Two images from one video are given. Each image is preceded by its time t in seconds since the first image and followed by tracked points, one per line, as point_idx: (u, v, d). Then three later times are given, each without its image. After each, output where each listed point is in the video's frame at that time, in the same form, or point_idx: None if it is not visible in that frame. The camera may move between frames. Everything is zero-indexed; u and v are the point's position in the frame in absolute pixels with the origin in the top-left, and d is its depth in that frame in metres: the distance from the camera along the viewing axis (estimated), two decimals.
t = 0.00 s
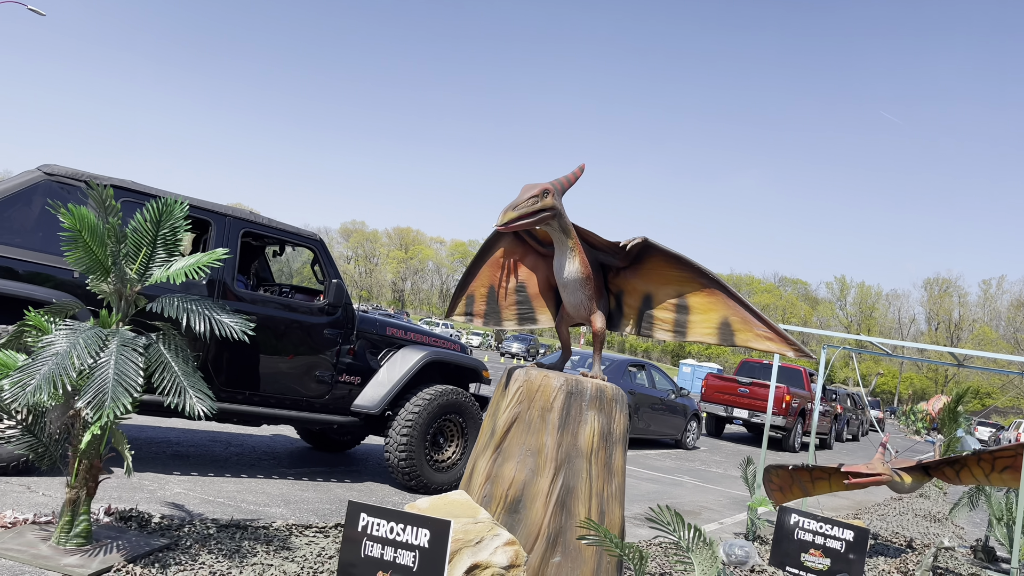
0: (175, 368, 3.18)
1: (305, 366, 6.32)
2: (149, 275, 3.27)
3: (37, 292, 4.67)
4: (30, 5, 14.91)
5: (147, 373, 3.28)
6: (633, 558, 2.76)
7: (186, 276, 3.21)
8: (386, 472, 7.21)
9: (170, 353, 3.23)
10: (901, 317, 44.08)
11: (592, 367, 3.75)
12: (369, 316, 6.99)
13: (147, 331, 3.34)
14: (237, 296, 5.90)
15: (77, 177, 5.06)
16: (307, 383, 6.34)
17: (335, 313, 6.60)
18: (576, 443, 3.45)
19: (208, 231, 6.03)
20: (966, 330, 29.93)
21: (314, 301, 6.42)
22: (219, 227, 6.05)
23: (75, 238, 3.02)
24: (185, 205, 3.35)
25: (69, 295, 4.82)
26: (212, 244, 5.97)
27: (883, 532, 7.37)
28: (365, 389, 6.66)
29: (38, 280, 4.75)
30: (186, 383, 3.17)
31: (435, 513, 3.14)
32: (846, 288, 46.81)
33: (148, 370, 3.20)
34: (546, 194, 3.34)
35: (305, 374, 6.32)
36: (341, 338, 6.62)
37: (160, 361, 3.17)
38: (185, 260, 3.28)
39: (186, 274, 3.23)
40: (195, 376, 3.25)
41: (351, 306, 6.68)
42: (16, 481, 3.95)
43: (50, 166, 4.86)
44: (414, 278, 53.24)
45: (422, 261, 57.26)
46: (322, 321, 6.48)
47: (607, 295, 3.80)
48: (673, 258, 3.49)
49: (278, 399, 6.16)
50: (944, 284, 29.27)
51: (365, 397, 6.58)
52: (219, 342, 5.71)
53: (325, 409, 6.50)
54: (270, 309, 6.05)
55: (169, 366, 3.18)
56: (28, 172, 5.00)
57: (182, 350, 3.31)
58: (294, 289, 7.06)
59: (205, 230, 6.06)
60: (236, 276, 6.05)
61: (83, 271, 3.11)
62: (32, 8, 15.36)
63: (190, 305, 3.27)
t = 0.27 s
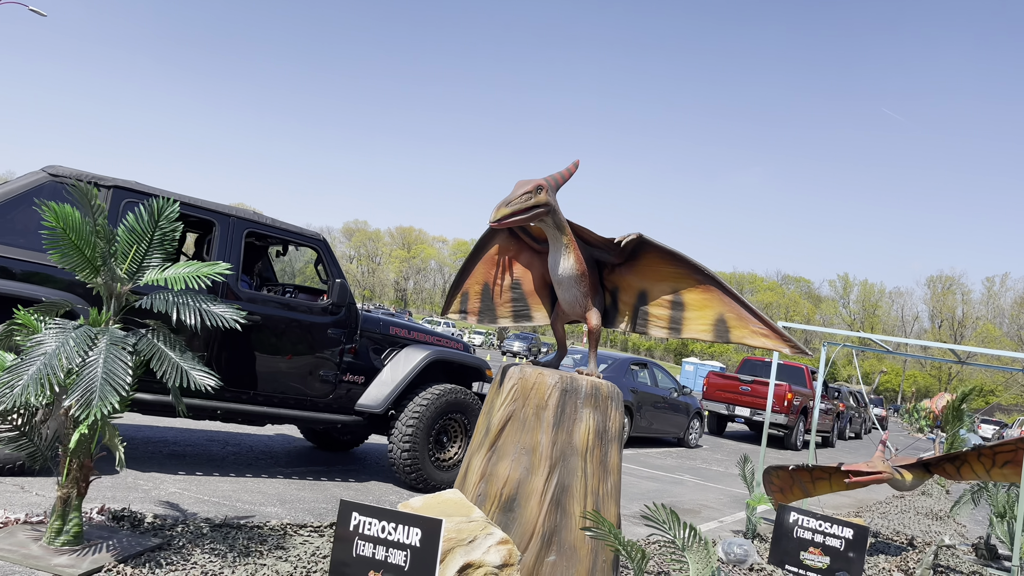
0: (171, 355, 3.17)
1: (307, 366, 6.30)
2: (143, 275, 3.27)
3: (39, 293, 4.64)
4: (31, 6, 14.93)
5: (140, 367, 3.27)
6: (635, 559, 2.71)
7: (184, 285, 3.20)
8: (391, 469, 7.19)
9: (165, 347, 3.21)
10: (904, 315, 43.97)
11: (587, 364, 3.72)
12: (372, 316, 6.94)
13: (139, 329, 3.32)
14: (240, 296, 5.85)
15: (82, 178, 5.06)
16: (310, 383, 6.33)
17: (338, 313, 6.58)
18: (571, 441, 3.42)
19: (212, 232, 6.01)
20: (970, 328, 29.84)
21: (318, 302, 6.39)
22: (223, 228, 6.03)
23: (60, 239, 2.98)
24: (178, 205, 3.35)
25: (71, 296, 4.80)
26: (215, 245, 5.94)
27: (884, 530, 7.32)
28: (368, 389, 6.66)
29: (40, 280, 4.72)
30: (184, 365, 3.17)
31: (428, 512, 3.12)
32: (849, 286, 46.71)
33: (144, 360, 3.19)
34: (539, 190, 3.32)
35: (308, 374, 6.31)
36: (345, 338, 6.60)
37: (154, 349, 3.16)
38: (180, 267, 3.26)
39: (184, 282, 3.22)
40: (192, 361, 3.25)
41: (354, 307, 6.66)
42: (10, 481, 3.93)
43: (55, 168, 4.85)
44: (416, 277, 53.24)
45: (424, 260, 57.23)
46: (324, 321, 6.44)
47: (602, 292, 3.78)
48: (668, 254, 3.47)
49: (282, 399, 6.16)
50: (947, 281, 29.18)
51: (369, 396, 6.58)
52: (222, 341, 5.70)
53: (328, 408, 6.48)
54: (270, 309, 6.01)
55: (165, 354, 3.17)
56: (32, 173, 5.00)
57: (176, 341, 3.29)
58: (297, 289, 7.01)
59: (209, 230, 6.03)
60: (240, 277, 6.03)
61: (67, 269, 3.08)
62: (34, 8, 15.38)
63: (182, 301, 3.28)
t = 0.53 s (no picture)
0: (162, 360, 3.15)
1: (314, 367, 6.29)
2: (132, 274, 3.25)
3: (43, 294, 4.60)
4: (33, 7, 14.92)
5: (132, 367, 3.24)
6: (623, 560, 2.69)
7: (175, 284, 3.18)
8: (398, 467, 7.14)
9: (154, 347, 3.20)
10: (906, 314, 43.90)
11: (582, 363, 3.70)
12: (376, 316, 6.95)
13: (129, 328, 3.31)
14: (244, 297, 5.86)
15: (89, 181, 5.04)
16: (315, 384, 6.32)
17: (343, 314, 6.54)
18: (565, 440, 3.40)
19: (218, 233, 5.99)
20: (973, 327, 29.77)
21: (321, 302, 6.37)
22: (228, 229, 6.00)
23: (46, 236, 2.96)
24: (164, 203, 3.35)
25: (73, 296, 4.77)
26: (221, 247, 5.89)
27: (885, 529, 7.29)
28: (373, 389, 6.62)
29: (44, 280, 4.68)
30: (173, 372, 3.13)
31: (421, 512, 3.10)
32: (852, 285, 46.65)
33: (134, 363, 3.16)
34: (533, 187, 3.29)
35: (313, 375, 6.30)
36: (350, 338, 6.58)
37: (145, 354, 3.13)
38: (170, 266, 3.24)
39: (174, 282, 3.20)
40: (184, 366, 3.21)
41: (360, 311, 6.65)
42: (3, 482, 3.91)
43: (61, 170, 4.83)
44: (418, 277, 53.25)
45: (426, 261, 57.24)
46: (330, 321, 6.41)
47: (597, 290, 3.75)
48: (663, 252, 3.44)
49: (289, 400, 6.16)
50: (950, 280, 29.11)
51: (373, 397, 6.54)
52: (225, 342, 5.70)
53: (334, 409, 6.46)
54: (271, 309, 5.99)
55: (154, 358, 3.14)
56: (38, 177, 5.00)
57: (165, 342, 3.29)
58: (303, 291, 7.00)
59: (215, 232, 6.01)
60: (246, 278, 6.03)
61: (53, 268, 3.06)
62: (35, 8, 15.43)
63: (172, 299, 3.27)
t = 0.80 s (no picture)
0: (151, 358, 3.11)
1: (322, 367, 6.30)
2: (121, 272, 3.23)
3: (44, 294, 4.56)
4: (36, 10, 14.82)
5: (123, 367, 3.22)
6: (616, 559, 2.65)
7: (162, 277, 3.14)
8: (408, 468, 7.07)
9: (144, 345, 3.16)
10: (910, 312, 43.77)
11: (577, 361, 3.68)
12: (383, 316, 6.87)
13: (118, 326, 3.29)
14: (252, 298, 5.91)
15: (99, 183, 5.08)
16: (322, 384, 6.31)
17: (351, 315, 6.55)
18: (559, 438, 3.37)
19: (226, 235, 6.01)
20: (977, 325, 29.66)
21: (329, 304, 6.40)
22: (236, 231, 6.02)
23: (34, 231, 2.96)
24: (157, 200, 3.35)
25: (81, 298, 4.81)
26: (229, 248, 5.92)
27: (887, 528, 7.25)
28: (381, 389, 6.56)
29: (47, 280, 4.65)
30: (165, 370, 3.09)
31: (413, 512, 3.07)
32: (856, 283, 46.53)
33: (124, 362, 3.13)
34: (526, 183, 3.26)
35: (322, 375, 6.30)
36: (358, 338, 6.57)
37: (134, 352, 3.10)
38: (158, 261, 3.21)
39: (161, 275, 3.16)
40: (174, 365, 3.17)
41: (366, 311, 6.63)
42: None
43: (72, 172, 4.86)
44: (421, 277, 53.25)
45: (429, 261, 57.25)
46: (337, 322, 6.44)
47: (593, 287, 3.71)
48: (658, 248, 3.41)
49: (297, 400, 6.17)
50: (954, 277, 28.99)
51: (381, 397, 6.47)
52: (234, 343, 5.78)
53: (341, 409, 6.45)
54: (275, 309, 6.00)
55: (146, 356, 3.10)
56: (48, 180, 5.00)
57: (156, 340, 3.25)
58: (309, 291, 6.94)
59: (223, 235, 6.03)
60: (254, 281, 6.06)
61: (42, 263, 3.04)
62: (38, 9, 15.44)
63: (163, 297, 3.25)
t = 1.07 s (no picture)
0: (135, 358, 3.09)
1: (329, 365, 6.31)
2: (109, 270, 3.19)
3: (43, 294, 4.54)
4: (34, 7, 14.61)
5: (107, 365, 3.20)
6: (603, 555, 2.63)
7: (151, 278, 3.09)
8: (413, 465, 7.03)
9: (128, 343, 3.15)
10: (912, 307, 43.69)
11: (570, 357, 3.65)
12: (389, 315, 6.89)
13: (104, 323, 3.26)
14: (260, 297, 5.94)
15: (107, 184, 5.05)
16: (329, 383, 6.31)
17: (357, 314, 6.57)
18: (552, 434, 3.34)
19: (232, 235, 6.06)
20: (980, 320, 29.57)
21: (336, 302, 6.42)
22: (243, 231, 6.06)
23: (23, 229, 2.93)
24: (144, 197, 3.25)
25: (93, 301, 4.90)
26: (236, 248, 5.97)
27: (887, 524, 7.21)
28: (386, 387, 6.56)
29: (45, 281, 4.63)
30: (150, 369, 3.08)
31: (403, 509, 3.05)
32: (858, 279, 46.44)
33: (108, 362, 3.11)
34: (516, 176, 3.23)
35: (328, 373, 6.31)
36: (364, 337, 6.58)
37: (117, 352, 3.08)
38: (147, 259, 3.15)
39: (150, 275, 3.11)
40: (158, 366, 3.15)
41: (372, 311, 6.65)
42: None
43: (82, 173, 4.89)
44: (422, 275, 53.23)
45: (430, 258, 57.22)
46: (344, 321, 6.45)
47: (585, 282, 3.68)
48: (651, 242, 3.38)
49: (303, 399, 6.18)
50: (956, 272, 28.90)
51: (387, 395, 6.50)
52: (241, 342, 5.80)
53: (348, 407, 6.44)
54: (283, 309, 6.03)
55: (130, 355, 3.09)
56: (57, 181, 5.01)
57: (142, 340, 3.23)
58: (314, 291, 6.89)
59: (229, 235, 6.08)
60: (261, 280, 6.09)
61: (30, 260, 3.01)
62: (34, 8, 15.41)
63: (151, 297, 3.23)
